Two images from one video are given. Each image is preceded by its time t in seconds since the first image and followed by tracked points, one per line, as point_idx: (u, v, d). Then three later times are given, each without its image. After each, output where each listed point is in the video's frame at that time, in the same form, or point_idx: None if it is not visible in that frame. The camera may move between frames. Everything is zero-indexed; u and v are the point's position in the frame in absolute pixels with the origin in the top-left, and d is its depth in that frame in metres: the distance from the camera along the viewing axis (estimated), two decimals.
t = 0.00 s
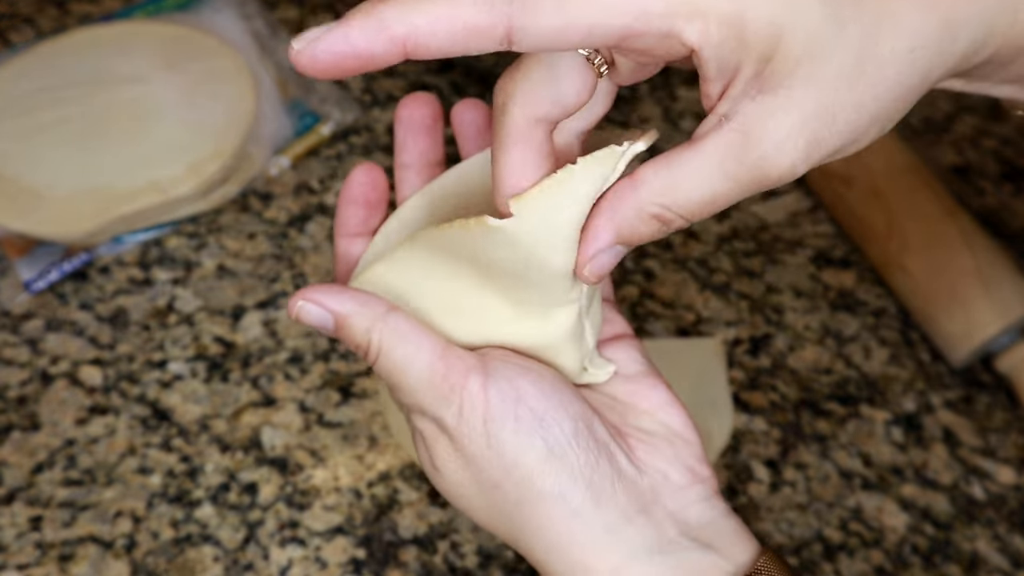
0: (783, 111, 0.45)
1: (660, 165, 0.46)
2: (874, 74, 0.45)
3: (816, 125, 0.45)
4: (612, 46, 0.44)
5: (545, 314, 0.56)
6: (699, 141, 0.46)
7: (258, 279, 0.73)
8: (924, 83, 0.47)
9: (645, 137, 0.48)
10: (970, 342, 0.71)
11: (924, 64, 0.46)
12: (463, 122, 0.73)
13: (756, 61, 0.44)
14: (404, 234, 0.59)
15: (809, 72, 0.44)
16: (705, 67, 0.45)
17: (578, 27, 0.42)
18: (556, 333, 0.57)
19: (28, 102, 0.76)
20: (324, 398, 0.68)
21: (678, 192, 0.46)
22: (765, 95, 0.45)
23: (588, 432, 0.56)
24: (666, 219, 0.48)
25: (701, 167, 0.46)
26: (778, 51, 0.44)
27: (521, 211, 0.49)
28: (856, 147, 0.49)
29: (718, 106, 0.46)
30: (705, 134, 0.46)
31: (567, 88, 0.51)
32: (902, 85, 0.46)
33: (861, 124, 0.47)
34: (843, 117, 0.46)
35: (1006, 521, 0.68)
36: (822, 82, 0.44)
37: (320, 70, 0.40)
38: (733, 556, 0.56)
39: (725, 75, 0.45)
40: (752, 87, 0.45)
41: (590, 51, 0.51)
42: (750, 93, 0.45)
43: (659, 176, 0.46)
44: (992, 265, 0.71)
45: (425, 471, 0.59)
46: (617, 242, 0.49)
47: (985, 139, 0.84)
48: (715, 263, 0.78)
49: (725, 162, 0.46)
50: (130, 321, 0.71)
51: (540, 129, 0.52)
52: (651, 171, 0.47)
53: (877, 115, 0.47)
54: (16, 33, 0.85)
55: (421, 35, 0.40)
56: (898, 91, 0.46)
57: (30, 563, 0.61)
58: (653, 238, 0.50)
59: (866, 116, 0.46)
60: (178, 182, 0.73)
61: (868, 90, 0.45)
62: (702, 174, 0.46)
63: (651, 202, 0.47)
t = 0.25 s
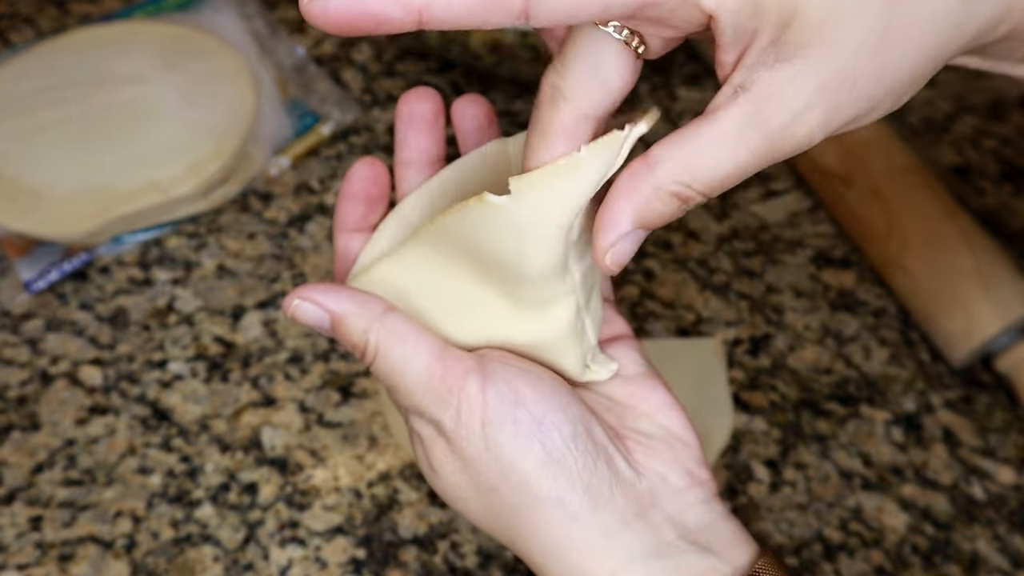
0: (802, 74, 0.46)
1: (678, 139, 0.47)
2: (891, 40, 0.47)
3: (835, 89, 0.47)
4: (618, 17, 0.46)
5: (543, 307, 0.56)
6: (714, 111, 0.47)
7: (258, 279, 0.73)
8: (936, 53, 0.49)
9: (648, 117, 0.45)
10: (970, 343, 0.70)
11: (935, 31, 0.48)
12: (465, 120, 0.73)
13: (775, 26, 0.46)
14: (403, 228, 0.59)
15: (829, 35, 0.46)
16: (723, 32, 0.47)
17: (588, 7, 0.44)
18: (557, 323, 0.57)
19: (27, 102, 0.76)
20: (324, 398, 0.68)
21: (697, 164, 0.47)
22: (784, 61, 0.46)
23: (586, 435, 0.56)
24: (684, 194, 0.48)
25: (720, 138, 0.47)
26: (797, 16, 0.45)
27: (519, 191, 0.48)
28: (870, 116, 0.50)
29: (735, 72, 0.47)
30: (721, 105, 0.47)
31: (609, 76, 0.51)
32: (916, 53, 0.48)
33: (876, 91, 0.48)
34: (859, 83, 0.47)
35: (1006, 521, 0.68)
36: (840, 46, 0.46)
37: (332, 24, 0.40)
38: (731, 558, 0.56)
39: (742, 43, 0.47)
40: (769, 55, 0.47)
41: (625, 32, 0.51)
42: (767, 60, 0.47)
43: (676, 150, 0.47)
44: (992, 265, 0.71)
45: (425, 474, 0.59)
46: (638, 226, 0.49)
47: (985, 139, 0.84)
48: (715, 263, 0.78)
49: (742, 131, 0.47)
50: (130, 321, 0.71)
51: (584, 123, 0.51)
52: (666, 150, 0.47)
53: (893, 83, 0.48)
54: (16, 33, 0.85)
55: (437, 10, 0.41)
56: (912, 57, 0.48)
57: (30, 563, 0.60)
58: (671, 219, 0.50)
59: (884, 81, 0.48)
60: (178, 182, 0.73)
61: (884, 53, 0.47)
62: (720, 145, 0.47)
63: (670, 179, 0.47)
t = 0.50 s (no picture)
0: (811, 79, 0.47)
1: (685, 129, 0.48)
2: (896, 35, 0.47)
3: (843, 90, 0.48)
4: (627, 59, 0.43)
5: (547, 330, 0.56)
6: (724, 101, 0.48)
7: (258, 279, 0.73)
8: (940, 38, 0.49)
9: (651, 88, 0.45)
10: (970, 342, 0.70)
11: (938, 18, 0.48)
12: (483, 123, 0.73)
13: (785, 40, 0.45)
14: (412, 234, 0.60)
15: (840, 41, 0.46)
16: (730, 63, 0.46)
17: (591, 50, 0.41)
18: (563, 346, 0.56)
19: (27, 103, 0.76)
20: (324, 398, 0.68)
21: (705, 158, 0.48)
22: (796, 67, 0.47)
23: (586, 440, 0.56)
24: (692, 181, 0.49)
25: (728, 130, 0.48)
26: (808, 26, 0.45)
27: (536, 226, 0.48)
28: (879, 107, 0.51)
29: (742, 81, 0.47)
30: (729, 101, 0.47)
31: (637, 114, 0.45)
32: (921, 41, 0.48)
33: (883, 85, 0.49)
34: (869, 76, 0.48)
35: (1006, 521, 0.68)
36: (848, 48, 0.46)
37: (338, 74, 0.38)
38: (730, 561, 0.56)
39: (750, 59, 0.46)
40: (782, 57, 0.46)
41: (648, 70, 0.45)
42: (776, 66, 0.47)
43: (684, 139, 0.48)
44: (992, 264, 0.71)
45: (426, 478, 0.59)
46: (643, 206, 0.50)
47: (985, 139, 0.84)
48: (715, 262, 0.78)
49: (749, 127, 0.48)
50: (130, 321, 0.71)
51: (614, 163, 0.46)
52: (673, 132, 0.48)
53: (901, 73, 0.49)
54: (16, 33, 0.85)
55: (441, 67, 0.38)
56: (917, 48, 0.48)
57: (29, 563, 0.61)
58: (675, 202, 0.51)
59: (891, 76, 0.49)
60: (179, 182, 0.73)
61: (892, 48, 0.48)
62: (728, 137, 0.48)
63: (673, 161, 0.48)
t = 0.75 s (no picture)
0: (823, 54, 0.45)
1: (689, 104, 0.46)
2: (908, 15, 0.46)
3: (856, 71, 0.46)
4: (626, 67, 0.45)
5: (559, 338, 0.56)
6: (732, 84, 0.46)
7: (258, 279, 0.73)
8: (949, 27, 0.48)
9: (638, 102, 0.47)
10: (970, 342, 0.70)
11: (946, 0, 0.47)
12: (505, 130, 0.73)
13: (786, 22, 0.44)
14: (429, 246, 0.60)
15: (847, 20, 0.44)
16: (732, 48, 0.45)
17: (590, 61, 0.42)
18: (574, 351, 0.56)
19: (28, 103, 0.76)
20: (324, 398, 0.68)
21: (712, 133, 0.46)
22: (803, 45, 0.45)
23: (592, 447, 0.56)
24: (696, 159, 0.47)
25: (736, 106, 0.45)
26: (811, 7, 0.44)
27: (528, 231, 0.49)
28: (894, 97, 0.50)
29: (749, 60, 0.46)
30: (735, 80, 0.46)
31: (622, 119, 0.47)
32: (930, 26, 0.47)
33: (898, 68, 0.47)
34: (882, 60, 0.46)
35: (1006, 521, 0.68)
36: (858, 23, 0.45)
37: (353, 104, 0.41)
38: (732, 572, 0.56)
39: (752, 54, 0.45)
40: (786, 41, 0.45)
41: (635, 77, 0.46)
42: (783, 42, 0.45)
43: (688, 110, 0.46)
44: (992, 264, 0.71)
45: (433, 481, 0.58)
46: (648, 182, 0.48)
47: (985, 139, 0.84)
48: (716, 262, 0.78)
49: (756, 103, 0.45)
50: (130, 321, 0.71)
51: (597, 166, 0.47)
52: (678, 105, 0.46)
53: (917, 53, 0.47)
54: (16, 33, 0.85)
55: (445, 87, 0.40)
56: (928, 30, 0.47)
57: (29, 563, 0.61)
58: (679, 181, 0.48)
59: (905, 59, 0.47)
60: (179, 182, 0.73)
61: (903, 31, 0.46)
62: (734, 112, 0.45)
63: (677, 130, 0.46)
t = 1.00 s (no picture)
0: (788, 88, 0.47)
1: (666, 147, 0.48)
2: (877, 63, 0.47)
3: (821, 111, 0.48)
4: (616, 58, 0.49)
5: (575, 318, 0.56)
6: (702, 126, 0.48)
7: (258, 279, 0.73)
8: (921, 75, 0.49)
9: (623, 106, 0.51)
10: (970, 342, 0.70)
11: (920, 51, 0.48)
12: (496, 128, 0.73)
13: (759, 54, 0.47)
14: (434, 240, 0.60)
15: (817, 62, 0.47)
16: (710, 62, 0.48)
17: (572, 48, 0.47)
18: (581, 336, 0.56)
19: (27, 103, 0.76)
20: (324, 398, 0.68)
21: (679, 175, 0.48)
22: (769, 85, 0.47)
23: (597, 439, 0.56)
24: (665, 207, 0.50)
25: (703, 147, 0.48)
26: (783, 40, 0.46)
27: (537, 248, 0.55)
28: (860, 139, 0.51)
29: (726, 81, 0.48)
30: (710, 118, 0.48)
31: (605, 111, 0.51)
32: (900, 75, 0.48)
33: (862, 114, 0.49)
34: (845, 107, 0.48)
35: (1006, 521, 0.68)
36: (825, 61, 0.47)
37: (366, 132, 0.50)
38: (737, 564, 0.56)
39: (727, 73, 0.48)
40: (757, 79, 0.48)
41: (619, 70, 0.50)
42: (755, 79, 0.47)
43: (663, 156, 0.48)
44: (992, 265, 0.71)
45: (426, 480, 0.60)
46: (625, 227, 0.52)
47: (985, 139, 0.84)
48: (716, 263, 0.78)
49: (727, 148, 0.48)
50: (130, 321, 0.71)
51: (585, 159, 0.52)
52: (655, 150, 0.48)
53: (880, 104, 0.49)
54: (16, 33, 0.85)
55: (439, 77, 0.48)
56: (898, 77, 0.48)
57: (30, 563, 0.61)
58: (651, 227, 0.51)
59: (869, 106, 0.49)
60: (179, 182, 0.73)
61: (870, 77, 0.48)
62: (703, 157, 0.48)
63: (654, 185, 0.49)
